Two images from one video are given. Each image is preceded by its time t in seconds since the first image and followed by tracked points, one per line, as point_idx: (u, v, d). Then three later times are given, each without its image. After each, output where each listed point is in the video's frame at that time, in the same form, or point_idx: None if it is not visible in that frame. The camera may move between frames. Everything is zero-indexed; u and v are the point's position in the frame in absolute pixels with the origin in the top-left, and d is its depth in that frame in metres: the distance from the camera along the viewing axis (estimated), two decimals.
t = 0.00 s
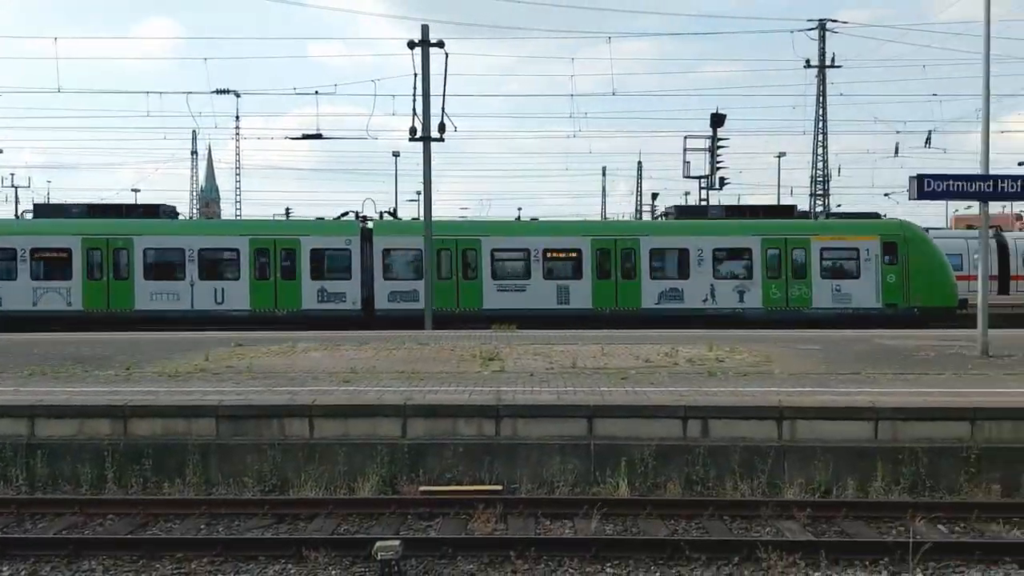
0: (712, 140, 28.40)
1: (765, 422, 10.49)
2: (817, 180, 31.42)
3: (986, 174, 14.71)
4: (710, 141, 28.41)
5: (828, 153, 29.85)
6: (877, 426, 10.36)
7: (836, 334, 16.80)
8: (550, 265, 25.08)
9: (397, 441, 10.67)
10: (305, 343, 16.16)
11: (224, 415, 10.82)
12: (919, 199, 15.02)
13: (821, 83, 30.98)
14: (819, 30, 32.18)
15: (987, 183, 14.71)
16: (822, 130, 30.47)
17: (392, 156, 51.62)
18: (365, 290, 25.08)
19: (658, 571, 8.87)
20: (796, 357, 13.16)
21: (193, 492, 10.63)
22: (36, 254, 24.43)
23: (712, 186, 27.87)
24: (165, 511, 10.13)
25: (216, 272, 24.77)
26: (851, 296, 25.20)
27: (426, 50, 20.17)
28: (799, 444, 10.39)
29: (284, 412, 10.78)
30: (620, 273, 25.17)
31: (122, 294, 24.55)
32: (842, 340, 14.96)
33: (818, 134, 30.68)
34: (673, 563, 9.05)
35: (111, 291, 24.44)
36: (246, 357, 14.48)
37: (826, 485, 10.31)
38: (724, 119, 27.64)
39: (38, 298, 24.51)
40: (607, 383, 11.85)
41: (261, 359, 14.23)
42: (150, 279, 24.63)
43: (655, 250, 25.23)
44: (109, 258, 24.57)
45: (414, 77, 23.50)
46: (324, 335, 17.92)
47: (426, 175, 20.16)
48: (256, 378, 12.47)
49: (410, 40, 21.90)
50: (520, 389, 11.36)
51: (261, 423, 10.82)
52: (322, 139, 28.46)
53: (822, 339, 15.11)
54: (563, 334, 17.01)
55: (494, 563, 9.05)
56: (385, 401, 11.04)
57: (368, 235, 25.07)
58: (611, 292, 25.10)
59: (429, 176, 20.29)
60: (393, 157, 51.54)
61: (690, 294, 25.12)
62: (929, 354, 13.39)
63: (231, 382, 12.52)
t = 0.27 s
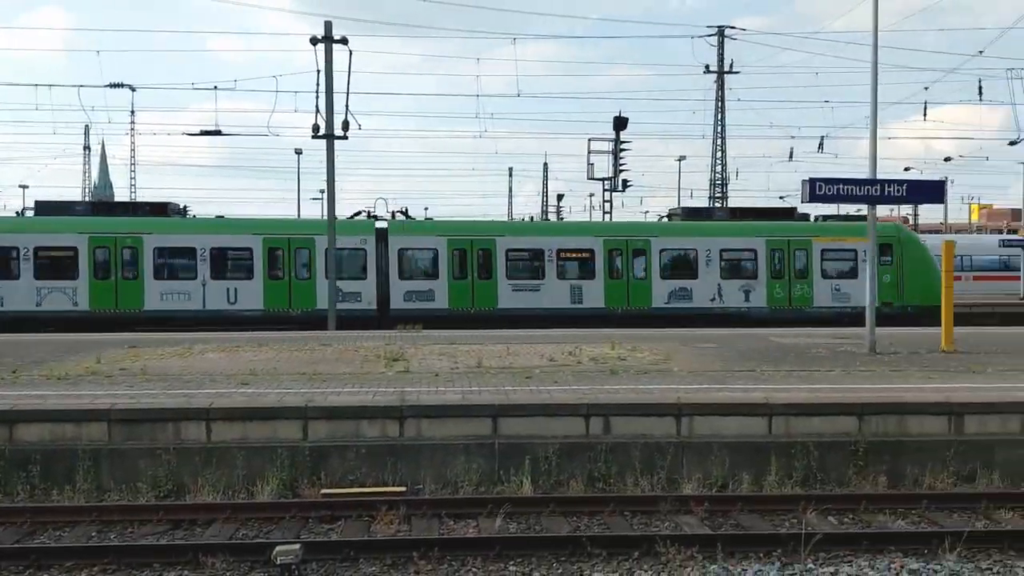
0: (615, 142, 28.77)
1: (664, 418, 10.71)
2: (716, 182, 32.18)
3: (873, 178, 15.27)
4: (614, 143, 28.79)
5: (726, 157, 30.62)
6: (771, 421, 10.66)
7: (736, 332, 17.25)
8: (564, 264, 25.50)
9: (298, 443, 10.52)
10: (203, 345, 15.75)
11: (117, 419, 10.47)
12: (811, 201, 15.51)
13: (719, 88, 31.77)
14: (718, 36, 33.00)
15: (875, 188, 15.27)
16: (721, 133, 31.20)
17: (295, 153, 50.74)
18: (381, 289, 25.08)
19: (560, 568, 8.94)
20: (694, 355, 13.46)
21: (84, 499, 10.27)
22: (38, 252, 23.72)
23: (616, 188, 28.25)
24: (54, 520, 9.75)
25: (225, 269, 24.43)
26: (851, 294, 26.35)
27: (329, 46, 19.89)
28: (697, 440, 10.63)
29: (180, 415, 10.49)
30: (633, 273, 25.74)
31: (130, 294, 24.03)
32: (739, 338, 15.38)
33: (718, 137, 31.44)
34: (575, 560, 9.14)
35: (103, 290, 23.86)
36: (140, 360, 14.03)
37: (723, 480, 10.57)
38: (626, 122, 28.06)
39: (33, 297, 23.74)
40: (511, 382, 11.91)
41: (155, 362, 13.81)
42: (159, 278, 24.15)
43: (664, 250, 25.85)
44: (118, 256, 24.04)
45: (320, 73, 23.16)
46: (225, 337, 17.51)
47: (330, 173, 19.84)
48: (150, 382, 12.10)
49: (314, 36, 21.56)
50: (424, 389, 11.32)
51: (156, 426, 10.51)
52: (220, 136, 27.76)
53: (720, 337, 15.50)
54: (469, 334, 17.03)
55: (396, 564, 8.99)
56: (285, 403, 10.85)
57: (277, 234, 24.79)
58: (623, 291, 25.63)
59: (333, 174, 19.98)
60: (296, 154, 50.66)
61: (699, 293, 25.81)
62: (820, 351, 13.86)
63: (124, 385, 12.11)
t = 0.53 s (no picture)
0: (522, 144, 28.91)
1: (568, 418, 10.82)
2: (622, 185, 32.68)
3: (770, 183, 15.73)
4: (521, 145, 28.92)
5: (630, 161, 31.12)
6: (672, 420, 10.87)
7: (642, 333, 17.56)
8: (574, 266, 26.25)
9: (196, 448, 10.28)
10: (98, 348, 15.24)
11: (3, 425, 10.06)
12: (712, 205, 15.89)
13: (625, 92, 32.30)
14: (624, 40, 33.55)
15: (771, 192, 15.74)
16: (626, 137, 31.72)
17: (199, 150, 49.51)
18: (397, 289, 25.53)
19: (463, 570, 8.93)
20: (598, 355, 13.64)
21: None
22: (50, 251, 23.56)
23: (524, 190, 28.40)
24: None
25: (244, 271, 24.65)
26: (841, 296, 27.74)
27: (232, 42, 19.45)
28: (600, 439, 10.77)
29: (72, 421, 10.14)
30: (599, 274, 26.44)
31: (144, 295, 24.08)
32: (644, 338, 15.65)
33: (623, 140, 31.93)
34: (479, 561, 9.14)
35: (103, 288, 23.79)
36: (30, 363, 13.50)
37: (625, 478, 10.72)
38: (533, 124, 28.20)
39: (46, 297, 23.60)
40: (418, 384, 11.87)
41: (46, 365, 13.30)
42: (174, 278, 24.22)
43: (669, 252, 26.73)
44: (133, 257, 24.03)
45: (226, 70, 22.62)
46: (123, 340, 16.98)
47: (230, 172, 19.38)
48: (39, 386, 11.65)
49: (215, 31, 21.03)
50: (327, 391, 11.20)
51: (47, 432, 10.14)
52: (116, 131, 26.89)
53: (625, 338, 15.75)
54: (377, 335, 16.89)
55: (297, 569, 8.85)
56: (183, 407, 10.58)
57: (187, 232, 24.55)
58: (631, 292, 26.51)
59: (234, 173, 19.52)
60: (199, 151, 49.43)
61: (701, 294, 26.77)
62: (720, 350, 14.22)
63: (11, 390, 11.63)
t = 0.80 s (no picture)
0: (434, 146, 28.86)
1: (479, 420, 10.83)
2: (534, 187, 32.95)
3: (677, 187, 16.05)
4: (433, 146, 28.86)
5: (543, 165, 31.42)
6: (582, 420, 10.98)
7: (556, 333, 17.72)
8: (582, 268, 26.94)
9: (94, 454, 9.96)
10: None
11: None
12: (622, 208, 16.13)
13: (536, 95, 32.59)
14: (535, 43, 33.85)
15: (678, 196, 16.05)
16: (538, 139, 32.00)
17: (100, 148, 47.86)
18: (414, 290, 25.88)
19: (372, 573, 8.83)
20: (510, 356, 13.70)
21: None
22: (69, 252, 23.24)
23: (436, 191, 28.33)
24: None
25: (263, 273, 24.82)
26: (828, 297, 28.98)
27: (134, 36, 18.89)
28: (511, 439, 10.81)
29: None
30: (500, 275, 26.36)
31: (154, 295, 24.03)
32: (557, 339, 15.80)
33: (534, 143, 32.21)
34: (388, 565, 9.05)
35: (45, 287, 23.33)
36: None
37: (536, 478, 10.78)
38: (444, 126, 28.16)
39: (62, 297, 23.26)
40: (328, 386, 11.74)
41: None
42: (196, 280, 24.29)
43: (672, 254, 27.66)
44: (159, 257, 24.05)
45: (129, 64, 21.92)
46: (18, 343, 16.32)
47: (133, 171, 18.80)
48: None
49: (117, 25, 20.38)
50: (233, 395, 10.98)
51: None
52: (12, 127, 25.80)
53: (537, 339, 15.87)
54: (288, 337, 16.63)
55: None
56: (80, 412, 10.22)
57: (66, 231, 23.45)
58: (634, 293, 27.31)
59: (137, 171, 18.96)
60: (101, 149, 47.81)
61: (703, 295, 27.84)
62: (630, 350, 14.45)
63: None
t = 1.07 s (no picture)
0: (352, 143, 28.62)
1: (394, 420, 10.75)
2: (454, 187, 33.03)
3: (593, 188, 16.22)
4: (351, 144, 28.62)
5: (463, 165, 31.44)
6: (499, 420, 10.98)
7: (476, 333, 17.77)
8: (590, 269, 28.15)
9: None
10: None
11: None
12: (540, 208, 16.24)
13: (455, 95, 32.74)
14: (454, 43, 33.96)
15: (595, 197, 16.22)
16: (459, 138, 32.09)
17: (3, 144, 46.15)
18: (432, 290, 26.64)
19: None
20: (426, 356, 13.72)
21: None
22: (100, 251, 23.73)
23: (354, 189, 28.12)
24: None
25: (288, 273, 25.50)
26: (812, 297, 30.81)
27: (38, 26, 18.19)
28: (427, 440, 10.76)
29: None
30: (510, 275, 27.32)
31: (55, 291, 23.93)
32: (474, 338, 15.89)
33: (455, 143, 32.30)
34: (300, 569, 8.90)
35: None
36: None
37: (452, 478, 10.76)
38: (363, 123, 27.92)
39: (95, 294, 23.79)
40: (240, 388, 11.55)
41: None
42: (224, 279, 24.84)
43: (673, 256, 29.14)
44: (186, 257, 24.53)
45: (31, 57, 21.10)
46: None
47: (35, 165, 18.08)
48: None
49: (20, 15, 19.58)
50: (140, 398, 10.72)
51: None
52: None
53: (454, 338, 15.93)
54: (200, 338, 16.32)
55: None
56: None
57: None
58: (639, 293, 28.70)
59: (39, 166, 18.23)
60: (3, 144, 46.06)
61: (699, 295, 29.38)
62: (547, 349, 14.57)
63: None
